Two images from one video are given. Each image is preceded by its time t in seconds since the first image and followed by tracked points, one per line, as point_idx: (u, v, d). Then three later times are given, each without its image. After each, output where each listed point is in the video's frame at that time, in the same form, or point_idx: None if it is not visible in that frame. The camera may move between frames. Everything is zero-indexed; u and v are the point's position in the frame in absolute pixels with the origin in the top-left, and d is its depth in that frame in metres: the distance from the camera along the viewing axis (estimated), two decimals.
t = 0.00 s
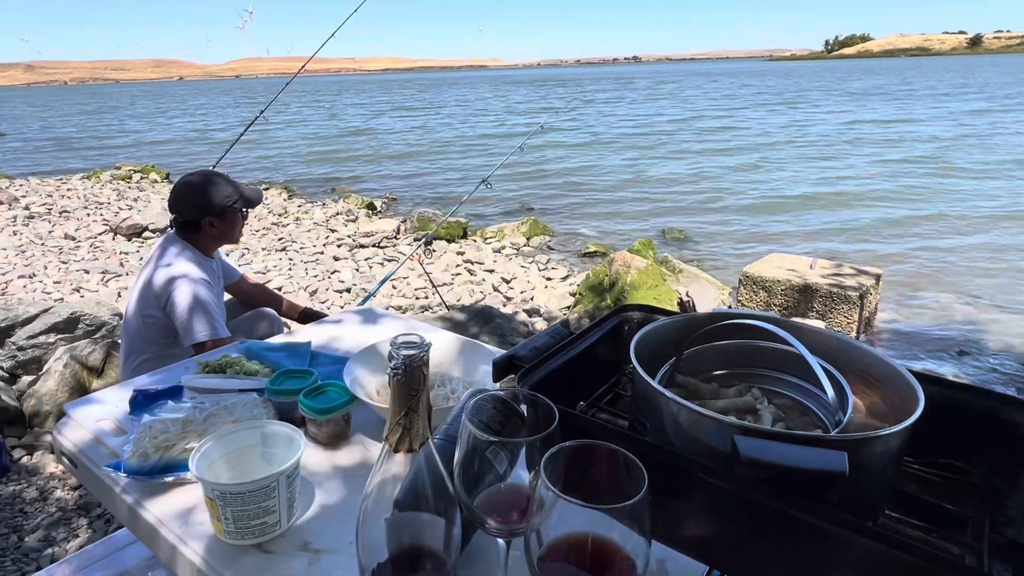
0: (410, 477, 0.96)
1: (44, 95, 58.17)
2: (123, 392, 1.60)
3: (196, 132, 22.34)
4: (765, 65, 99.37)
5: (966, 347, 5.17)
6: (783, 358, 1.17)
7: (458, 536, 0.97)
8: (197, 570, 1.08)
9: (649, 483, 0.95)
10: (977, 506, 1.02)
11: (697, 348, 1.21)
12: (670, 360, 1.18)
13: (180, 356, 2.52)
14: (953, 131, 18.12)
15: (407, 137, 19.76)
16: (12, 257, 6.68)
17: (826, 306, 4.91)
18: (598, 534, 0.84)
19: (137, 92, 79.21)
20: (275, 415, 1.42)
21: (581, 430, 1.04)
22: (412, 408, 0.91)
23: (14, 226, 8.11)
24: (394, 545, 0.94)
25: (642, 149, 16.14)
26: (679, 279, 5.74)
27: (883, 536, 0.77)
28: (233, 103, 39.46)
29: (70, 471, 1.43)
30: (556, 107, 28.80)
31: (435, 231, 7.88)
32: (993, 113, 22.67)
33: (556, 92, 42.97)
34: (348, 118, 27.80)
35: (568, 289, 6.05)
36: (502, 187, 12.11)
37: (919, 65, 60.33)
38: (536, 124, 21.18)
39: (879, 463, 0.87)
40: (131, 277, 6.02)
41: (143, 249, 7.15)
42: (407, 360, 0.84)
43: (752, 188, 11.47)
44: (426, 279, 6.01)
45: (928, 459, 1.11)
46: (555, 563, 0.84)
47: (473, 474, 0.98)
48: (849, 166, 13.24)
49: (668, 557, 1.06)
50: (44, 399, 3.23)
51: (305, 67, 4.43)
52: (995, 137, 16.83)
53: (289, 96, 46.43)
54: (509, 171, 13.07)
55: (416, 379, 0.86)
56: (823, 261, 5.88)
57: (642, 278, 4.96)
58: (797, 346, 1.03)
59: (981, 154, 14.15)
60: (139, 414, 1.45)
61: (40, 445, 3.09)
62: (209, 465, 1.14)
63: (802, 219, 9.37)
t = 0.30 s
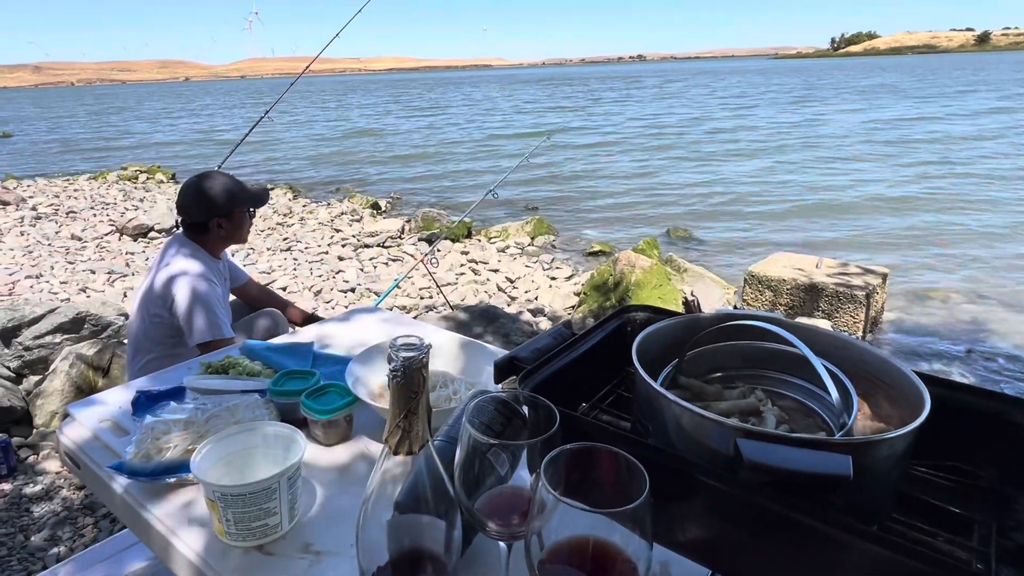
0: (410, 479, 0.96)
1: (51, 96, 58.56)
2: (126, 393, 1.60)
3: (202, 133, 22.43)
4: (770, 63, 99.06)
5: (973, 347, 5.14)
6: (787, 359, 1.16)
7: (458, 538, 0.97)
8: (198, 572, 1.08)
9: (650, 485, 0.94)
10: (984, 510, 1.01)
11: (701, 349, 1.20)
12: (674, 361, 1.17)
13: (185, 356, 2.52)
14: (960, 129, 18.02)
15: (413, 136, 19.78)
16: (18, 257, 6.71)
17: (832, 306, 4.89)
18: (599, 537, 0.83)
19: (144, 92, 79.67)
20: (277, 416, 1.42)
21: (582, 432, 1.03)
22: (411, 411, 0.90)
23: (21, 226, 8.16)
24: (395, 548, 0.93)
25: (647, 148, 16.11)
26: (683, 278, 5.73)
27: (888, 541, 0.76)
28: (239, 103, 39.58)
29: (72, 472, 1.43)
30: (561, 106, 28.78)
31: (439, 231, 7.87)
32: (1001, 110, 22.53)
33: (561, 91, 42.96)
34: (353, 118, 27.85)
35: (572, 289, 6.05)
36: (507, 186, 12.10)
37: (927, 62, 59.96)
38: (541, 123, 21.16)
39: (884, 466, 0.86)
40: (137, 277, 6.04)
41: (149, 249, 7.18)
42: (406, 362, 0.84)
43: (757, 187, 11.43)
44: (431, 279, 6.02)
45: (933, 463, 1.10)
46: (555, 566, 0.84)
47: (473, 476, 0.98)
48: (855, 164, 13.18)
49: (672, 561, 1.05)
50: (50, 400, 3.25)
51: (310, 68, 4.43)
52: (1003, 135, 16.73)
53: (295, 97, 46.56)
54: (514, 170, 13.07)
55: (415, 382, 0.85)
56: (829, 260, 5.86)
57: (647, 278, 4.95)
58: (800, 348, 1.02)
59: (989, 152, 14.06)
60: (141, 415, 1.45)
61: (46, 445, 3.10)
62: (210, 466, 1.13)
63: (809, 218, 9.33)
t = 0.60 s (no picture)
0: (416, 480, 0.96)
1: (60, 99, 59.01)
2: (134, 393, 1.61)
3: (210, 134, 22.52)
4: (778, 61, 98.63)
5: (982, 346, 5.11)
6: (791, 358, 1.16)
7: (464, 538, 0.97)
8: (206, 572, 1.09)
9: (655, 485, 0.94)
10: (991, 510, 1.00)
11: (706, 349, 1.19)
12: (680, 360, 1.17)
13: (195, 356, 2.53)
14: (969, 126, 17.89)
15: (419, 136, 19.81)
16: (29, 258, 6.77)
17: (840, 304, 4.87)
18: (604, 538, 0.83)
19: (151, 95, 80.19)
20: (284, 416, 1.43)
21: (588, 433, 1.03)
22: (418, 412, 0.91)
23: (31, 227, 8.23)
24: (402, 548, 0.93)
25: (653, 147, 16.08)
26: (690, 277, 5.71)
27: (894, 542, 0.75)
28: (246, 105, 39.77)
29: (82, 471, 1.44)
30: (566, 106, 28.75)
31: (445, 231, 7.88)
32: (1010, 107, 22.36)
33: (566, 90, 42.93)
34: (359, 118, 27.92)
35: (579, 288, 6.05)
36: (513, 186, 12.10)
37: (936, 59, 59.50)
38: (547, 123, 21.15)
39: (892, 467, 0.86)
40: (145, 279, 6.08)
41: (157, 250, 7.23)
42: (412, 363, 0.84)
43: (764, 185, 11.39)
44: (437, 279, 6.02)
45: (941, 463, 1.10)
46: (561, 567, 0.84)
47: (480, 476, 0.99)
48: (862, 162, 13.11)
49: (676, 561, 1.05)
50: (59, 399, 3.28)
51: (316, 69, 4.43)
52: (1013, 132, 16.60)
53: (301, 98, 46.71)
54: (520, 169, 13.07)
55: (421, 382, 0.86)
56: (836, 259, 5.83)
57: (653, 277, 4.95)
58: (807, 347, 1.02)
59: (998, 149, 13.96)
60: (150, 415, 1.46)
61: (55, 444, 3.13)
62: (217, 466, 1.14)
63: (816, 216, 9.29)
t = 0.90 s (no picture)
0: (425, 478, 0.97)
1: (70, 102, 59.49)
2: (147, 392, 1.63)
3: (218, 136, 22.63)
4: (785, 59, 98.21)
5: (993, 344, 5.07)
6: (800, 357, 1.16)
7: (473, 536, 0.98)
8: (217, 568, 1.10)
9: (663, 483, 0.95)
10: (1003, 509, 1.00)
11: (713, 349, 1.20)
12: (688, 360, 1.17)
13: (204, 356, 2.55)
14: (980, 123, 17.76)
15: (426, 137, 19.85)
16: (41, 259, 6.83)
17: (848, 304, 4.84)
18: (614, 537, 0.84)
19: (159, 97, 80.70)
20: (295, 416, 1.44)
21: (596, 432, 1.04)
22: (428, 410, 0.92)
23: (42, 229, 8.30)
24: (412, 546, 0.94)
25: (660, 146, 16.04)
26: (697, 276, 5.70)
27: (904, 541, 0.76)
28: (254, 106, 39.97)
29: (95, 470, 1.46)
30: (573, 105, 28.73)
31: (452, 231, 7.90)
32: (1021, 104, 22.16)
33: (572, 89, 42.89)
34: (366, 119, 28.03)
35: (586, 288, 6.05)
36: (520, 185, 12.10)
37: (946, 56, 59.07)
38: (553, 123, 21.15)
39: (900, 465, 0.86)
40: (155, 280, 6.12)
41: (167, 251, 7.29)
42: (422, 362, 0.85)
43: (772, 184, 11.34)
44: (444, 279, 6.04)
45: (951, 461, 1.09)
46: (569, 565, 0.84)
47: (489, 474, 0.99)
48: (871, 160, 13.03)
49: (685, 559, 1.05)
50: (71, 399, 3.31)
51: (323, 71, 4.45)
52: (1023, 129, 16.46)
53: (309, 99, 46.89)
54: (526, 169, 13.08)
55: (430, 381, 0.87)
56: (845, 257, 5.81)
57: (660, 276, 4.95)
58: (815, 345, 1.02)
59: (1010, 146, 13.85)
60: (162, 415, 1.47)
61: (68, 443, 3.16)
62: (229, 465, 1.15)
63: (824, 215, 9.25)
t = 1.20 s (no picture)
0: (431, 476, 0.98)
1: (80, 105, 60.02)
2: (158, 393, 1.65)
3: (226, 138, 22.76)
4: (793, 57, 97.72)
5: (1004, 343, 5.04)
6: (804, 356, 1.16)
7: (478, 534, 0.99)
8: (228, 565, 1.12)
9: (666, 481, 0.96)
10: (1006, 506, 1.00)
11: (717, 348, 1.20)
12: (691, 359, 1.18)
13: (212, 356, 2.57)
14: (990, 120, 17.61)
15: (433, 137, 19.90)
16: (52, 261, 6.90)
17: (857, 303, 4.83)
18: (616, 534, 0.85)
19: (168, 99, 81.23)
20: (303, 415, 1.46)
21: (600, 430, 1.05)
22: (432, 409, 0.93)
23: (54, 231, 8.38)
24: (418, 544, 0.96)
25: (667, 145, 16.00)
26: (705, 275, 5.69)
27: (909, 539, 0.76)
28: (263, 107, 40.18)
29: (107, 468, 1.48)
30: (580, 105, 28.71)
31: (459, 231, 7.93)
32: None
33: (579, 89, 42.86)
34: (374, 120, 28.11)
35: (592, 288, 6.05)
36: (527, 185, 12.11)
37: (956, 52, 58.58)
38: (560, 122, 21.15)
39: (902, 463, 0.87)
40: (165, 281, 6.17)
41: (177, 253, 7.34)
42: (426, 361, 0.86)
43: (779, 182, 11.30)
44: (451, 279, 6.06)
45: (955, 459, 1.10)
46: (573, 561, 0.85)
47: (494, 473, 1.01)
48: (880, 157, 12.96)
49: (689, 557, 1.06)
50: (83, 399, 3.35)
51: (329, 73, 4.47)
52: None
53: (316, 101, 47.06)
54: (533, 169, 13.09)
55: (435, 380, 0.87)
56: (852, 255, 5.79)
57: (667, 276, 4.95)
58: (817, 345, 1.02)
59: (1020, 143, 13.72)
60: (172, 414, 1.49)
61: (80, 443, 3.19)
62: (239, 464, 1.17)
63: (832, 213, 9.20)
